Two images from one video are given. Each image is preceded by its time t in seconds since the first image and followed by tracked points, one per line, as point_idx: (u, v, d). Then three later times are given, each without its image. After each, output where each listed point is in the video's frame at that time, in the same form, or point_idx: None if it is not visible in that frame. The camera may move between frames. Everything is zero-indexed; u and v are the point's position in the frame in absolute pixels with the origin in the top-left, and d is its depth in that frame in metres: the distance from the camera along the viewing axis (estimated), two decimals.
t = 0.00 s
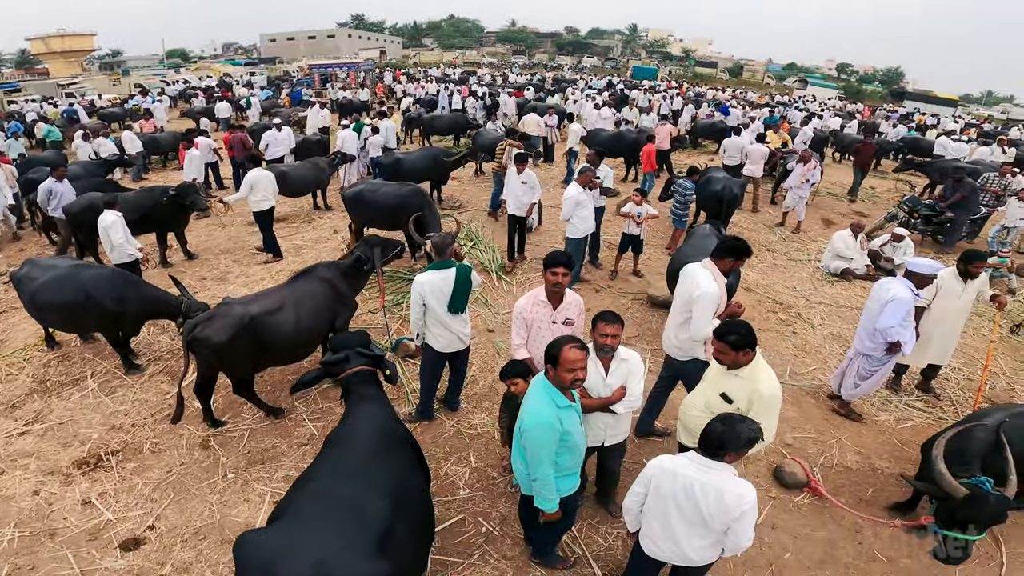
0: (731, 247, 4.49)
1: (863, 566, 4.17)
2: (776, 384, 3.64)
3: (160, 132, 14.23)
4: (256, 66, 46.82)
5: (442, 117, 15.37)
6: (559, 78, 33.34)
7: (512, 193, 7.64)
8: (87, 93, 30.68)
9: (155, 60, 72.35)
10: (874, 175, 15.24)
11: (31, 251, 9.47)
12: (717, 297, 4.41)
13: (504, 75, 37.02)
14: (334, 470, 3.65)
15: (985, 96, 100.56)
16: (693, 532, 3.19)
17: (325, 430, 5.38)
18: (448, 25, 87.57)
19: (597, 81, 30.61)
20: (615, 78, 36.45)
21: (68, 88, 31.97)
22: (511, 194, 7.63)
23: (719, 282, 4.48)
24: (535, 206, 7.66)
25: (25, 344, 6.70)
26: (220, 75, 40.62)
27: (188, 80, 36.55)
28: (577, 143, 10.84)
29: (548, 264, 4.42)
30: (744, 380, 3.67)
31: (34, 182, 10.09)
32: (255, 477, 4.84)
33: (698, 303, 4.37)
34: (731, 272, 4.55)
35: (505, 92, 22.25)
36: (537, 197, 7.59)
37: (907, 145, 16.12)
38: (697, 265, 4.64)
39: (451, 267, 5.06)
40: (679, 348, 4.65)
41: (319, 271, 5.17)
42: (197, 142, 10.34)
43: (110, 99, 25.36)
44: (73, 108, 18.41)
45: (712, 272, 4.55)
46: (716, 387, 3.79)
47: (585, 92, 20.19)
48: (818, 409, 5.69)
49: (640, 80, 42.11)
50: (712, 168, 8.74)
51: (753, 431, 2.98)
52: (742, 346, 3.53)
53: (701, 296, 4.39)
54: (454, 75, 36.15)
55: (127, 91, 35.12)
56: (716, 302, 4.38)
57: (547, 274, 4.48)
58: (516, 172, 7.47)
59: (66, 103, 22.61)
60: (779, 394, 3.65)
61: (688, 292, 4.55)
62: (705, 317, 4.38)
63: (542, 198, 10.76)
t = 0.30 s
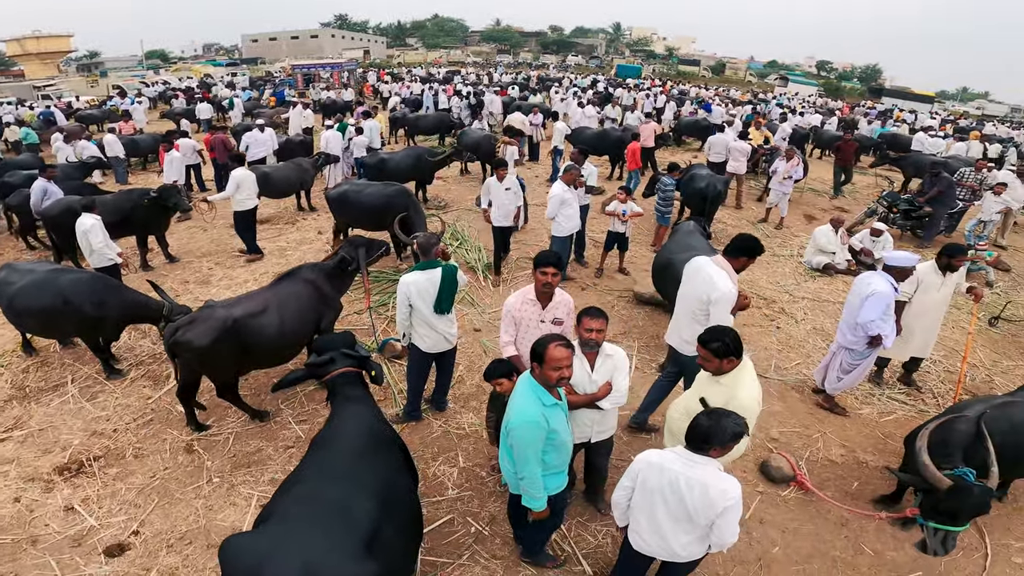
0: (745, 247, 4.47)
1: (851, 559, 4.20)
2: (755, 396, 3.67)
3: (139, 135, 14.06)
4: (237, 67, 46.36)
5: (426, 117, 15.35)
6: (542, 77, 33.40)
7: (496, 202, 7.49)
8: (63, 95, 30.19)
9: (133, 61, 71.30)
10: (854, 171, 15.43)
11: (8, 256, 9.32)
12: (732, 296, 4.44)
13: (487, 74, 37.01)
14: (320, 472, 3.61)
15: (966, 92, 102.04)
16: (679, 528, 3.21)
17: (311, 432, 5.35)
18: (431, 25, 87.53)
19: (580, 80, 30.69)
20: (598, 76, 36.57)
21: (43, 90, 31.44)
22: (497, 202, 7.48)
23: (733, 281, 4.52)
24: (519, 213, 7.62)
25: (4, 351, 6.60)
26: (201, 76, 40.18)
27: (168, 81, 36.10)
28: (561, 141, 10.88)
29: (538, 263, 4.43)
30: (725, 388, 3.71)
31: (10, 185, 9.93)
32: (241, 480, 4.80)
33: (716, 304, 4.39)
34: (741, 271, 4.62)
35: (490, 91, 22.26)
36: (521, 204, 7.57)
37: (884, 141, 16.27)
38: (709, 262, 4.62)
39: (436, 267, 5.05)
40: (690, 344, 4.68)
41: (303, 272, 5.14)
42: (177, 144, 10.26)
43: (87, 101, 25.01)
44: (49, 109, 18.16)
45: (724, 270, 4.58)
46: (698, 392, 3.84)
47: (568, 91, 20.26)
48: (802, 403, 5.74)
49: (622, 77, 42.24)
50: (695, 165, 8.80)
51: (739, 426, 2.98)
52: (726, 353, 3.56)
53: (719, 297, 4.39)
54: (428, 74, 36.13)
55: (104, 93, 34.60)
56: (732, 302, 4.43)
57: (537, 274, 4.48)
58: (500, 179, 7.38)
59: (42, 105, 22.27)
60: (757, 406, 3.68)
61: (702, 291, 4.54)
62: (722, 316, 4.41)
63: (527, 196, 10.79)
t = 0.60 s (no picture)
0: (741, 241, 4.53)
1: (839, 553, 4.23)
2: (733, 400, 3.62)
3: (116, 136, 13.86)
4: (217, 67, 45.88)
5: (410, 116, 15.31)
6: (524, 75, 33.43)
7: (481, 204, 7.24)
8: (38, 96, 29.67)
9: (111, 62, 69.99)
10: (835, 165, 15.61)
11: None
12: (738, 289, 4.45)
13: (469, 72, 36.93)
14: (304, 475, 3.55)
15: (948, 87, 103.40)
16: (665, 524, 3.20)
17: (296, 435, 5.30)
18: (415, 23, 87.07)
19: (562, 77, 30.75)
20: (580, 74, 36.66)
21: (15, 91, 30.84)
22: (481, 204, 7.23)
23: (735, 274, 4.55)
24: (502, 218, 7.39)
25: None
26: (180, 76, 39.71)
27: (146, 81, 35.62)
28: (545, 139, 10.90)
29: (523, 261, 4.42)
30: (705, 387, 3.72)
31: None
32: (226, 485, 4.74)
33: (727, 297, 4.37)
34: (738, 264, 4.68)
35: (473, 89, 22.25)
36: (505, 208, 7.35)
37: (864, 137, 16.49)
38: (709, 257, 4.62)
39: (421, 266, 5.02)
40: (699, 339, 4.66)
41: (285, 274, 5.09)
42: (155, 145, 10.13)
43: (61, 102, 24.62)
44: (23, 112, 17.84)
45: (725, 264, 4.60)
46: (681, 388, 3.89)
47: (552, 89, 20.32)
48: (787, 397, 5.77)
49: (606, 74, 42.39)
50: (679, 161, 8.83)
51: (724, 421, 2.99)
52: (703, 350, 3.60)
53: (726, 291, 4.38)
54: (411, 73, 36.02)
55: (79, 94, 34.04)
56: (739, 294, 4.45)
57: (523, 272, 4.47)
58: (488, 181, 7.15)
59: (15, 107, 21.86)
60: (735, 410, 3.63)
61: (708, 287, 4.53)
62: (732, 310, 4.39)
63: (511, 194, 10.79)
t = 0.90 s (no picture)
0: (715, 224, 4.51)
1: (826, 546, 4.24)
2: (707, 393, 3.60)
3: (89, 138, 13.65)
4: (196, 67, 45.31)
5: (392, 114, 15.25)
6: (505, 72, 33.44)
7: (471, 214, 6.99)
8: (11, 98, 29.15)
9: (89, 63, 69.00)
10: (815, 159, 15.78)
11: None
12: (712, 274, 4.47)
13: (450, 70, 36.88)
14: (286, 478, 3.46)
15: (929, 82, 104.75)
16: (652, 522, 3.19)
17: (280, 438, 5.25)
18: (399, 22, 86.72)
19: (543, 74, 30.78)
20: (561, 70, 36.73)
21: None
22: (471, 215, 6.99)
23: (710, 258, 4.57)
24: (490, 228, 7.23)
25: None
26: (158, 77, 39.26)
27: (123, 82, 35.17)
28: (528, 136, 10.89)
29: (506, 259, 4.37)
30: (684, 378, 3.73)
31: None
32: (210, 490, 4.68)
33: (701, 282, 4.40)
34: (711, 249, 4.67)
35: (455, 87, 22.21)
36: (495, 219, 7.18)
37: (842, 131, 16.66)
38: (684, 245, 4.62)
39: (403, 265, 4.98)
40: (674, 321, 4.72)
41: (264, 275, 5.02)
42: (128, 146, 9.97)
43: (35, 104, 24.20)
44: None
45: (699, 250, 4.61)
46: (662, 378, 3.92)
47: (534, 86, 20.34)
48: (771, 390, 5.79)
49: (588, 71, 42.46)
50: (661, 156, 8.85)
51: (706, 418, 2.98)
52: (680, 333, 3.68)
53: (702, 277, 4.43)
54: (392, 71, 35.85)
55: (53, 95, 33.44)
56: (713, 279, 4.48)
57: (507, 269, 4.44)
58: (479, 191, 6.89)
59: None
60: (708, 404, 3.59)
61: (684, 274, 4.54)
62: (704, 295, 4.43)
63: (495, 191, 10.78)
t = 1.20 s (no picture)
0: (683, 211, 4.53)
1: (812, 538, 4.26)
2: (687, 383, 3.60)
3: (59, 140, 13.44)
4: (172, 67, 44.75)
5: (371, 113, 15.20)
6: (484, 69, 33.46)
7: (459, 219, 6.91)
8: None
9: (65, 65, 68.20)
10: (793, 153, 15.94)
11: None
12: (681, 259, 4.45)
13: (429, 68, 36.82)
14: (267, 481, 3.39)
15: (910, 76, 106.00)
16: (638, 518, 3.18)
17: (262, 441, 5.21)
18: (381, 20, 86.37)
19: (522, 71, 30.86)
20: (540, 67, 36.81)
21: None
22: (460, 219, 6.91)
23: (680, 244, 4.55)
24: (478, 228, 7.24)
25: None
26: (133, 78, 38.82)
27: (97, 84, 34.71)
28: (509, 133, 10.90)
29: (484, 271, 4.25)
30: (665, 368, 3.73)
31: None
32: (192, 494, 4.63)
33: (667, 265, 4.41)
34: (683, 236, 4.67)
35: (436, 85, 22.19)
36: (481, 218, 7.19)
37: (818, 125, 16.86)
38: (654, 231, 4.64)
39: (382, 265, 4.95)
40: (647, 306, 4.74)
41: (241, 277, 4.97)
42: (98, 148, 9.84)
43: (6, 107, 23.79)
44: None
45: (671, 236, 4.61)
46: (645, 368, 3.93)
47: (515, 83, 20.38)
48: (754, 383, 5.82)
49: (568, 67, 42.58)
50: (641, 152, 8.88)
51: (687, 413, 2.97)
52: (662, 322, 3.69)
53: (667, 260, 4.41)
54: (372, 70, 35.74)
55: (23, 97, 32.86)
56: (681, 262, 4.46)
57: (484, 279, 4.33)
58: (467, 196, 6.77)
59: None
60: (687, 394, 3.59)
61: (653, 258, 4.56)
62: (670, 279, 4.43)
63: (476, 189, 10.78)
